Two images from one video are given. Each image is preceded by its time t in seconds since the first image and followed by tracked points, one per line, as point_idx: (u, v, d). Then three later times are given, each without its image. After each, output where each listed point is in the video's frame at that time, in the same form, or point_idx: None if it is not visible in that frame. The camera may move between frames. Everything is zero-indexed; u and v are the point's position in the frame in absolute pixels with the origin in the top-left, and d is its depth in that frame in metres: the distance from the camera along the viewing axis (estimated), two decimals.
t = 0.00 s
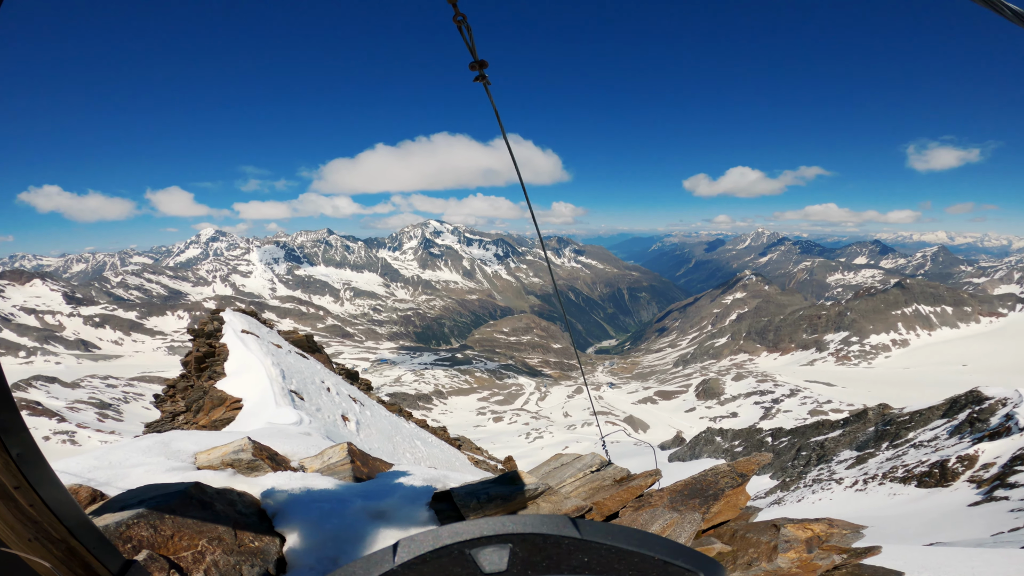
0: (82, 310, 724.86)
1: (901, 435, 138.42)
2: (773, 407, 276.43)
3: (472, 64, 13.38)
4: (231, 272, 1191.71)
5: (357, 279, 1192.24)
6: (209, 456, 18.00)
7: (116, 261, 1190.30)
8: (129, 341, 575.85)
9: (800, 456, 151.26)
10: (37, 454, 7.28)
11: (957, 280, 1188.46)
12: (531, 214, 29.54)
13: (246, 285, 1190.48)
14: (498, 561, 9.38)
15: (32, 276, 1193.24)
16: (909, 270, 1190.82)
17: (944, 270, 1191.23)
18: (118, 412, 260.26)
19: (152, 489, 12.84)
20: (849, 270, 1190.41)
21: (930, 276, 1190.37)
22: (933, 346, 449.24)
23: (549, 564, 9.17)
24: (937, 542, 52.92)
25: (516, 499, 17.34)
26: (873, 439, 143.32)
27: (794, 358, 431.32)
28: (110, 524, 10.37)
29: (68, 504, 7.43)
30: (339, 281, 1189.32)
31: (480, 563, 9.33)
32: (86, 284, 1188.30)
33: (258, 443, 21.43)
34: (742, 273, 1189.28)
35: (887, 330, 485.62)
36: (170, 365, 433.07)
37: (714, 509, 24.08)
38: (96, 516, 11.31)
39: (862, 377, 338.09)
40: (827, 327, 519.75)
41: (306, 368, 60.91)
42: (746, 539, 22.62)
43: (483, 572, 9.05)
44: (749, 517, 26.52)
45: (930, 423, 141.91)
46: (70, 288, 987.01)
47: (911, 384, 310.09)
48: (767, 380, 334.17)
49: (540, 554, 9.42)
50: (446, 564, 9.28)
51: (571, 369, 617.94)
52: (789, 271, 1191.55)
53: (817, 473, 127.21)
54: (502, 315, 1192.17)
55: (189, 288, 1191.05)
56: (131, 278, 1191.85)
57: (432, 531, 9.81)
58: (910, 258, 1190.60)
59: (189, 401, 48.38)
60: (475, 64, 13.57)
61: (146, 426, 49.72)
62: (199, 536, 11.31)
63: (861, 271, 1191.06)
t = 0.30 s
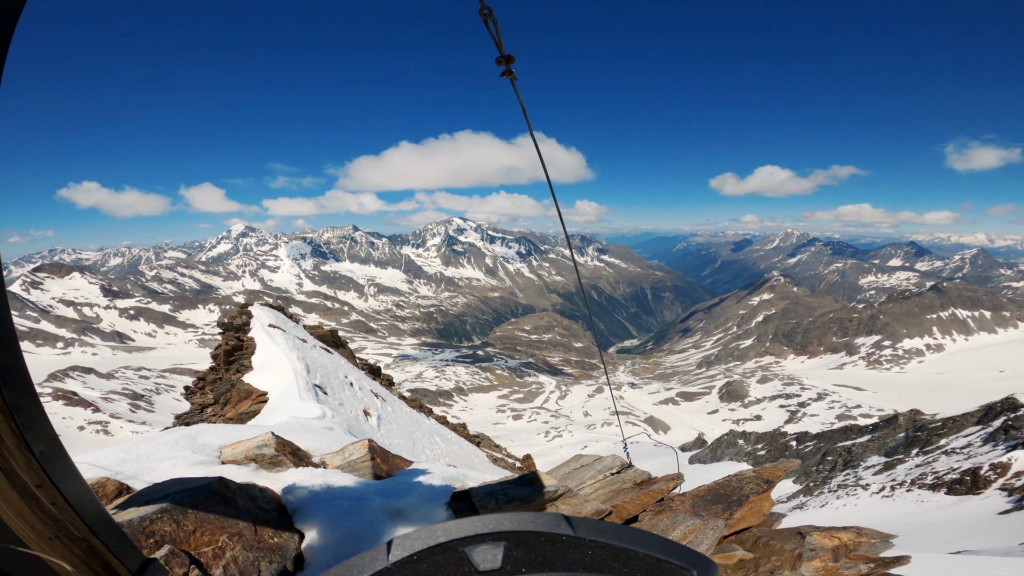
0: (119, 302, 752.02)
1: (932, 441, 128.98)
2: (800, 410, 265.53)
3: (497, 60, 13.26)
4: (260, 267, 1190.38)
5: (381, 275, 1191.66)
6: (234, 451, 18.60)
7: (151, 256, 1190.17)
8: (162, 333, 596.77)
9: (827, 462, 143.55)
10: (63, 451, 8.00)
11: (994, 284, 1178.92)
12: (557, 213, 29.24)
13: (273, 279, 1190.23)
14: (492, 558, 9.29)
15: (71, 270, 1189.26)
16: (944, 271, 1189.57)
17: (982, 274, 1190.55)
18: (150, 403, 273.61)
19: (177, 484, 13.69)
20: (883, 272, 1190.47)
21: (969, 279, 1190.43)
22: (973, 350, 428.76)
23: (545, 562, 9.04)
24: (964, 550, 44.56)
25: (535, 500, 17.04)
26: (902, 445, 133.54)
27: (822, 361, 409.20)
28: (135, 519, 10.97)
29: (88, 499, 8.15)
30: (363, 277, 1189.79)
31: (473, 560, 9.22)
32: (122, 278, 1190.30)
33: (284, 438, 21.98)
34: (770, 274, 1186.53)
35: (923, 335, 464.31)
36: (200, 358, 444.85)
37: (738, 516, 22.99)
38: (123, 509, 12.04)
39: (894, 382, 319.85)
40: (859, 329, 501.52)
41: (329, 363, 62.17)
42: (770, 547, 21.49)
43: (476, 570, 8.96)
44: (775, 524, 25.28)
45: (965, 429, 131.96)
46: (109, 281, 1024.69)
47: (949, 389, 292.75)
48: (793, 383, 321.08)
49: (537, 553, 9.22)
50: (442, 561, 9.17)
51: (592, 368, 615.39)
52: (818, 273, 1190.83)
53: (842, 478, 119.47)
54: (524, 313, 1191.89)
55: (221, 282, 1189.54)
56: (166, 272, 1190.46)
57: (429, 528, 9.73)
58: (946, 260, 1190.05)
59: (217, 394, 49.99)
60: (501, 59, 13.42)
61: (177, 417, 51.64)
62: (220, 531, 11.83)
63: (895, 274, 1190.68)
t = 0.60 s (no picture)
0: (131, 300, 762.50)
1: (944, 443, 125.90)
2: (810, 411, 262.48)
3: (504, 55, 13.09)
4: (269, 265, 1191.45)
5: (389, 274, 1191.26)
6: (239, 450, 18.80)
7: (163, 254, 1191.50)
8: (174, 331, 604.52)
9: (835, 463, 141.71)
10: (59, 450, 8.03)
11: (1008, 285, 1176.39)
12: (565, 212, 28.98)
13: (283, 278, 1191.24)
14: (492, 559, 9.20)
15: (84, 268, 1193.71)
16: (957, 273, 1188.43)
17: (996, 275, 1188.67)
18: (161, 400, 278.47)
19: (182, 483, 13.85)
20: (895, 273, 1190.01)
21: (983, 280, 1190.94)
22: (987, 352, 423.45)
23: (545, 563, 8.93)
24: (974, 553, 43.47)
25: (539, 500, 16.89)
26: (913, 447, 130.67)
27: (831, 363, 400.56)
28: (137, 518, 10.99)
29: (87, 498, 8.25)
30: (372, 276, 1191.19)
31: (475, 562, 9.12)
32: (134, 276, 1192.68)
33: (288, 437, 22.15)
34: (780, 275, 1185.58)
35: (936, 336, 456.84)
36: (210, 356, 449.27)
37: (746, 519, 22.59)
38: (127, 507, 12.15)
39: (905, 384, 314.81)
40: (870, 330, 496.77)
41: (337, 361, 62.57)
42: (778, 551, 21.17)
43: (476, 569, 8.97)
44: (783, 528, 24.99)
45: (977, 432, 128.83)
46: (122, 278, 1038.48)
47: (962, 391, 289.22)
48: (803, 384, 316.47)
49: (537, 554, 9.15)
50: (442, 564, 9.00)
51: (599, 368, 614.55)
52: (828, 275, 1190.00)
53: (852, 480, 117.65)
54: (531, 313, 1191.69)
55: (231, 281, 1190.50)
56: (178, 271, 1190.78)
57: (430, 527, 9.62)
58: (960, 262, 1189.79)
59: (228, 391, 50.88)
60: (506, 56, 13.29)
61: (187, 414, 52.24)
62: (222, 532, 11.89)
63: (907, 275, 1189.87)
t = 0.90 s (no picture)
0: (133, 299, 765.19)
1: (946, 444, 125.37)
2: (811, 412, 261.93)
3: (507, 51, 13.01)
4: (271, 265, 1191.25)
5: (391, 274, 1191.24)
6: (240, 450, 18.80)
7: (165, 254, 1191.28)
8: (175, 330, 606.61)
9: (837, 464, 141.23)
10: (61, 450, 8.07)
11: (1011, 286, 1175.82)
12: (568, 212, 28.97)
13: (285, 278, 1191.61)
14: (492, 559, 9.19)
15: (86, 268, 1193.19)
16: (959, 274, 1188.42)
17: (998, 275, 1188.80)
18: (163, 400, 279.35)
19: (181, 483, 13.82)
20: (897, 274, 1191.12)
21: (985, 281, 1190.93)
22: (989, 352, 422.91)
23: (547, 563, 8.89)
24: (975, 554, 43.36)
25: (540, 500, 16.84)
26: (915, 448, 130.00)
27: (833, 363, 398.33)
28: (139, 517, 11.06)
29: (87, 499, 8.29)
30: (373, 276, 1191.42)
31: (476, 561, 9.12)
32: (136, 276, 1192.46)
33: (289, 437, 22.17)
34: (782, 275, 1185.86)
35: (938, 337, 455.91)
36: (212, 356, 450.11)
37: (748, 519, 22.51)
38: (128, 506, 12.24)
39: (907, 384, 313.96)
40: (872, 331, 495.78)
41: (338, 361, 62.61)
42: (779, 552, 21.08)
43: (475, 570, 8.92)
44: (785, 529, 24.88)
45: (980, 432, 128.22)
46: (125, 277, 1040.96)
47: (964, 392, 288.50)
48: (805, 385, 314.93)
49: (537, 554, 9.09)
50: (442, 562, 8.98)
51: (601, 368, 614.48)
52: (830, 275, 1190.25)
53: (854, 481, 117.38)
54: (533, 313, 1191.87)
55: (233, 281, 1191.03)
56: (180, 271, 1190.28)
57: (430, 527, 9.63)
58: (962, 263, 1189.77)
59: (229, 391, 50.99)
60: (510, 53, 13.22)
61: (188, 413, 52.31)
62: (222, 531, 11.90)
63: (910, 275, 1190.73)
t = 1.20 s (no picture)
0: (135, 299, 766.54)
1: (949, 445, 124.83)
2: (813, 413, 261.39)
3: (511, 52, 13.00)
4: (273, 265, 1191.18)
5: (393, 274, 1191.27)
6: (242, 448, 18.87)
7: (168, 253, 1191.28)
8: (178, 330, 607.49)
9: (839, 465, 140.74)
10: (67, 449, 8.12)
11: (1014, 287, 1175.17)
12: (571, 213, 28.96)
13: (287, 278, 1191.46)
14: (495, 557, 9.13)
15: (89, 267, 1192.20)
16: (962, 275, 1188.38)
17: (1001, 276, 1189.22)
18: (165, 399, 280.43)
19: (183, 483, 13.80)
20: (900, 275, 1191.21)
21: (988, 282, 1191.14)
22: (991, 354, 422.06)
23: (549, 563, 8.82)
24: (977, 556, 42.75)
25: (541, 500, 16.81)
26: (916, 449, 129.46)
27: (835, 364, 397.19)
28: (141, 516, 11.07)
29: (88, 498, 8.29)
30: (375, 276, 1191.55)
31: (477, 560, 9.07)
32: (138, 276, 1192.30)
33: (290, 436, 22.22)
34: (784, 275, 1185.43)
35: (941, 338, 454.91)
36: (214, 356, 451.06)
37: (749, 519, 22.49)
38: (130, 505, 12.24)
39: (910, 386, 313.13)
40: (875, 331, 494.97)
41: (340, 360, 62.81)
42: (779, 550, 21.13)
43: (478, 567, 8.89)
44: (786, 529, 24.80)
45: (982, 434, 127.69)
46: (127, 277, 1041.81)
47: (967, 393, 288.21)
48: (806, 385, 314.04)
49: (537, 554, 9.05)
50: (444, 562, 8.91)
51: (602, 369, 614.39)
52: (833, 275, 1190.27)
53: (856, 482, 117.03)
54: (535, 313, 1192.01)
55: (235, 280, 1191.49)
56: (182, 270, 1190.32)
57: (433, 524, 9.55)
58: (965, 264, 1189.55)
59: (231, 391, 51.22)
60: (513, 52, 13.15)
61: (190, 412, 52.40)
62: (226, 530, 11.97)
63: (912, 276, 1190.72)
